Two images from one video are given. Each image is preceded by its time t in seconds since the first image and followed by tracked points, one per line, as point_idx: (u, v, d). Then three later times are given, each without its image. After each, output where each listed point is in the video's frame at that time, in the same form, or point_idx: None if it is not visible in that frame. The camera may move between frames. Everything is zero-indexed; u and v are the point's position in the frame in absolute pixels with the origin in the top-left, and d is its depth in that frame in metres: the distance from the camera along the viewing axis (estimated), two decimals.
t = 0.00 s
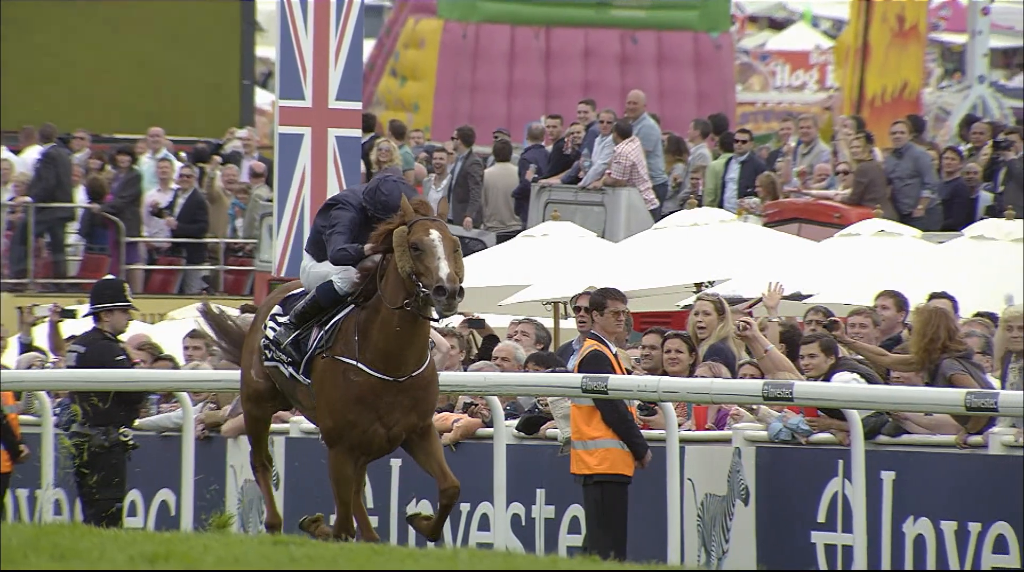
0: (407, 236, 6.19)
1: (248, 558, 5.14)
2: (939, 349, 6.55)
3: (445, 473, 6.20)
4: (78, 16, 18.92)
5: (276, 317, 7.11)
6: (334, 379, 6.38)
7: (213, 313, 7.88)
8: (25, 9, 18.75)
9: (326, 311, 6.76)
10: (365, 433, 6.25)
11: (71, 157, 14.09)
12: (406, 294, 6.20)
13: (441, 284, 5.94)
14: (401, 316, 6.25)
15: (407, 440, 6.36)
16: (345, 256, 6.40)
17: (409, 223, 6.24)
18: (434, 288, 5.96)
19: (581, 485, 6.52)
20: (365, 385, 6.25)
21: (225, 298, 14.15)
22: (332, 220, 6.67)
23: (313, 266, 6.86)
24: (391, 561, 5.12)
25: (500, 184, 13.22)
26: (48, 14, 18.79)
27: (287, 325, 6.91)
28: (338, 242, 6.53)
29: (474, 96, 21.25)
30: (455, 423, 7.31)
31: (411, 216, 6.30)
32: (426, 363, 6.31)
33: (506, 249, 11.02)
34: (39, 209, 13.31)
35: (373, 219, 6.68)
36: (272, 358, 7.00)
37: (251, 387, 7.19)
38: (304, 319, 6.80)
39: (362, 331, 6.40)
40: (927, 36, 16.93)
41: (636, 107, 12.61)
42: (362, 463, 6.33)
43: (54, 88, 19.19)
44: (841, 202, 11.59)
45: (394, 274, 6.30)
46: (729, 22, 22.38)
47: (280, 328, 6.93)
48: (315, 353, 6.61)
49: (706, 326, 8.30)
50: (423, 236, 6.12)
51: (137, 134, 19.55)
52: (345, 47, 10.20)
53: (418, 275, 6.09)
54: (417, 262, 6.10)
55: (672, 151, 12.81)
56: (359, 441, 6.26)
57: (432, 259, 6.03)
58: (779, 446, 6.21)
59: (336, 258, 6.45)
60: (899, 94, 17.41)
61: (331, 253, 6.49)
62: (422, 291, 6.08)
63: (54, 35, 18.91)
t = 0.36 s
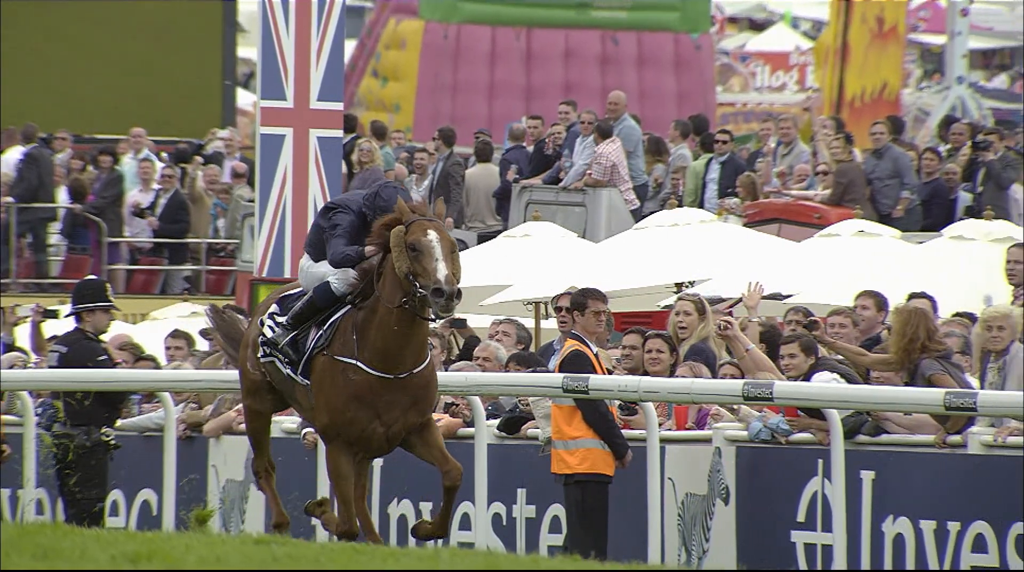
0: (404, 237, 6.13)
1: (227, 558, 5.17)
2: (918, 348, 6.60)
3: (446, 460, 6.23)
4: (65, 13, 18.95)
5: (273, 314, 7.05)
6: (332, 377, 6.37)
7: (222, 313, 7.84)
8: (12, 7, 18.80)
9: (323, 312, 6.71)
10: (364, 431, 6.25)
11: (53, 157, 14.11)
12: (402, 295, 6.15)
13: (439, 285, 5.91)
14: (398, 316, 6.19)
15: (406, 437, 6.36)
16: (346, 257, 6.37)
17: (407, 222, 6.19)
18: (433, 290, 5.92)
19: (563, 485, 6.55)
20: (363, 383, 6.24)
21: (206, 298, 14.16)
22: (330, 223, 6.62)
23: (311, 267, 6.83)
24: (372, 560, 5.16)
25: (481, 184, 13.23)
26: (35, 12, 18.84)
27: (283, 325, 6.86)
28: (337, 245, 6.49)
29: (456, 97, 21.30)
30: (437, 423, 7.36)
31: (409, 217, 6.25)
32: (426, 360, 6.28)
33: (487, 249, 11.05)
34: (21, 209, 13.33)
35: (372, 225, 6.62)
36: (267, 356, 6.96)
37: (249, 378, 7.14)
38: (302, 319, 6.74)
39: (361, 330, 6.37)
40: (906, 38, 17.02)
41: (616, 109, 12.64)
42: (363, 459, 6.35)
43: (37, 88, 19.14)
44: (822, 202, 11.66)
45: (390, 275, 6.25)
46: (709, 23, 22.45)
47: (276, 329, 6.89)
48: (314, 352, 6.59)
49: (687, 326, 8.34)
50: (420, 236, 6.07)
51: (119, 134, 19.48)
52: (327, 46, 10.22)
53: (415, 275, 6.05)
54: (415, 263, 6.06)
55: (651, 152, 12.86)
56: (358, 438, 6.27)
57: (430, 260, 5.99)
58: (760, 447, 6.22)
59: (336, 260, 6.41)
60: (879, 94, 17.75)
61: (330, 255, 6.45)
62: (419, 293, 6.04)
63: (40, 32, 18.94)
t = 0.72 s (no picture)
0: (402, 237, 6.15)
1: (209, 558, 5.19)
2: (897, 348, 6.65)
3: (445, 449, 6.24)
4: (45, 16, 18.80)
5: (270, 317, 7.05)
6: (329, 376, 6.34)
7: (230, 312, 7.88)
8: None
9: (320, 313, 6.73)
10: (361, 429, 6.22)
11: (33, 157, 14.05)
12: (400, 294, 6.15)
13: (437, 289, 5.90)
14: (397, 314, 6.19)
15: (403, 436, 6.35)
16: (348, 259, 6.36)
17: (404, 223, 6.21)
18: (430, 293, 5.91)
19: (543, 484, 6.58)
20: (361, 381, 6.23)
21: (187, 298, 14.11)
22: (330, 225, 6.60)
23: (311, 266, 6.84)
24: (353, 560, 5.18)
25: (461, 184, 13.25)
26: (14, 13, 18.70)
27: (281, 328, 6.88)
28: (336, 247, 6.47)
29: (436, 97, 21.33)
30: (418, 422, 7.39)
31: (407, 218, 6.26)
32: (424, 359, 6.29)
33: (468, 249, 11.08)
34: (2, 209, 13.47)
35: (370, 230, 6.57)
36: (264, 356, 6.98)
37: (247, 372, 7.09)
38: (298, 321, 6.78)
39: (359, 329, 6.36)
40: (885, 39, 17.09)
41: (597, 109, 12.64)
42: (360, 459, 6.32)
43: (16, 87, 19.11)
44: (801, 203, 11.72)
45: (387, 275, 6.25)
46: (689, 24, 22.53)
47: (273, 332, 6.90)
48: (310, 351, 6.58)
49: (667, 326, 8.38)
50: (418, 238, 6.08)
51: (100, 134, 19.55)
52: (308, 48, 10.25)
53: (412, 277, 6.05)
54: (412, 264, 6.06)
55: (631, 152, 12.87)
56: (356, 436, 6.24)
57: (428, 262, 5.99)
58: (739, 446, 6.29)
59: (336, 262, 6.39)
60: (858, 94, 17.72)
61: (330, 256, 6.44)
62: (417, 293, 6.04)
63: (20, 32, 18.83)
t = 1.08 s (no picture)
0: (399, 240, 6.18)
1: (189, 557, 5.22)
2: (875, 348, 6.69)
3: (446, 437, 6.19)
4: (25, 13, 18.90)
5: (267, 319, 7.06)
6: (327, 375, 6.40)
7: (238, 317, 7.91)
8: None
9: (315, 315, 6.78)
10: (360, 426, 6.26)
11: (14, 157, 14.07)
12: (397, 295, 6.20)
13: (434, 293, 5.91)
14: (394, 313, 6.25)
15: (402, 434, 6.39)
16: (348, 261, 6.37)
17: (401, 226, 6.23)
18: (427, 298, 5.92)
19: (523, 484, 6.62)
20: (359, 379, 6.28)
21: (168, 297, 14.11)
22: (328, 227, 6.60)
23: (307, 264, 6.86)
24: (334, 559, 5.21)
25: (441, 184, 13.30)
26: None
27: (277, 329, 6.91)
28: (336, 249, 6.48)
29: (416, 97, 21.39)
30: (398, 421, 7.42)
31: (405, 221, 6.29)
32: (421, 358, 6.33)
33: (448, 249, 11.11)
34: None
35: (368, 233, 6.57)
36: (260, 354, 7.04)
37: (243, 371, 7.16)
38: (294, 324, 6.83)
39: (356, 328, 6.41)
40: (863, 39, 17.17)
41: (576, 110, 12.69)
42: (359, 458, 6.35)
43: None
44: (780, 203, 11.79)
45: (384, 276, 6.29)
46: (668, 25, 22.61)
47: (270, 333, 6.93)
48: (308, 351, 6.63)
49: (647, 326, 8.43)
50: (415, 241, 6.10)
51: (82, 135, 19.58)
52: (289, 44, 9.78)
53: (409, 280, 6.08)
54: (410, 267, 6.09)
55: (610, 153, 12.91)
56: (354, 433, 6.28)
57: (425, 265, 6.01)
58: (717, 446, 6.33)
59: (336, 264, 6.40)
60: (836, 95, 17.95)
61: (330, 259, 6.45)
62: (414, 295, 6.07)
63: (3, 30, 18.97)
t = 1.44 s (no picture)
0: (396, 243, 6.18)
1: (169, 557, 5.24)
2: (853, 348, 6.74)
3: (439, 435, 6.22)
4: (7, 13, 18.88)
5: (260, 320, 7.04)
6: (326, 372, 6.43)
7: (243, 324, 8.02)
8: None
9: (311, 317, 6.75)
10: (359, 423, 6.29)
11: None
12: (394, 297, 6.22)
13: (430, 299, 5.91)
14: (391, 312, 6.26)
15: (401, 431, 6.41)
16: (349, 262, 6.40)
17: (398, 229, 6.23)
18: (424, 303, 5.93)
19: (502, 483, 6.65)
20: (357, 376, 6.32)
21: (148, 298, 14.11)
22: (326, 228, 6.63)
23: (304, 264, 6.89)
24: (314, 559, 5.23)
25: (420, 185, 13.25)
26: None
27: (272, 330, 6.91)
28: (335, 250, 6.51)
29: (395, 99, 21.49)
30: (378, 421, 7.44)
31: (402, 224, 6.28)
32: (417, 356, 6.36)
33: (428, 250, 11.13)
34: None
35: (365, 236, 6.64)
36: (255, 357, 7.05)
37: (239, 375, 7.22)
38: (292, 324, 6.78)
39: (354, 327, 6.44)
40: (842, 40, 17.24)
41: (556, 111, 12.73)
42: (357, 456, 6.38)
43: None
44: (759, 204, 11.84)
45: (383, 278, 6.29)
46: (647, 26, 22.67)
47: (264, 333, 6.94)
48: (305, 351, 6.67)
49: (626, 326, 8.46)
50: (413, 244, 6.09)
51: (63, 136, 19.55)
52: (268, 48, 9.60)
53: (406, 284, 6.07)
54: (407, 271, 6.08)
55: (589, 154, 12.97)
56: (353, 430, 6.31)
57: (422, 270, 6.00)
58: (696, 445, 6.36)
59: (337, 265, 6.43)
60: (815, 96, 17.84)
61: (330, 260, 6.48)
62: (411, 299, 6.07)
63: None
